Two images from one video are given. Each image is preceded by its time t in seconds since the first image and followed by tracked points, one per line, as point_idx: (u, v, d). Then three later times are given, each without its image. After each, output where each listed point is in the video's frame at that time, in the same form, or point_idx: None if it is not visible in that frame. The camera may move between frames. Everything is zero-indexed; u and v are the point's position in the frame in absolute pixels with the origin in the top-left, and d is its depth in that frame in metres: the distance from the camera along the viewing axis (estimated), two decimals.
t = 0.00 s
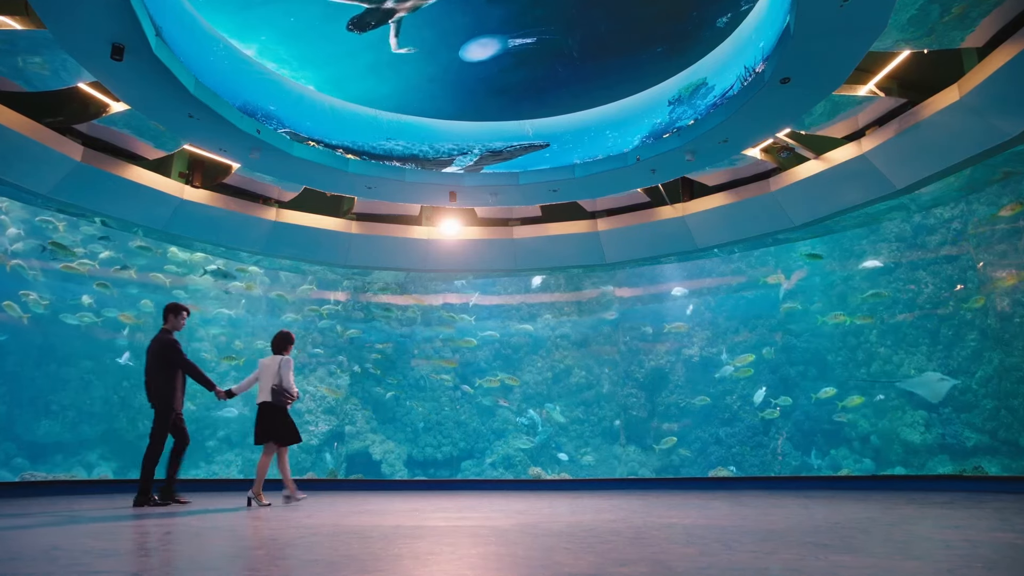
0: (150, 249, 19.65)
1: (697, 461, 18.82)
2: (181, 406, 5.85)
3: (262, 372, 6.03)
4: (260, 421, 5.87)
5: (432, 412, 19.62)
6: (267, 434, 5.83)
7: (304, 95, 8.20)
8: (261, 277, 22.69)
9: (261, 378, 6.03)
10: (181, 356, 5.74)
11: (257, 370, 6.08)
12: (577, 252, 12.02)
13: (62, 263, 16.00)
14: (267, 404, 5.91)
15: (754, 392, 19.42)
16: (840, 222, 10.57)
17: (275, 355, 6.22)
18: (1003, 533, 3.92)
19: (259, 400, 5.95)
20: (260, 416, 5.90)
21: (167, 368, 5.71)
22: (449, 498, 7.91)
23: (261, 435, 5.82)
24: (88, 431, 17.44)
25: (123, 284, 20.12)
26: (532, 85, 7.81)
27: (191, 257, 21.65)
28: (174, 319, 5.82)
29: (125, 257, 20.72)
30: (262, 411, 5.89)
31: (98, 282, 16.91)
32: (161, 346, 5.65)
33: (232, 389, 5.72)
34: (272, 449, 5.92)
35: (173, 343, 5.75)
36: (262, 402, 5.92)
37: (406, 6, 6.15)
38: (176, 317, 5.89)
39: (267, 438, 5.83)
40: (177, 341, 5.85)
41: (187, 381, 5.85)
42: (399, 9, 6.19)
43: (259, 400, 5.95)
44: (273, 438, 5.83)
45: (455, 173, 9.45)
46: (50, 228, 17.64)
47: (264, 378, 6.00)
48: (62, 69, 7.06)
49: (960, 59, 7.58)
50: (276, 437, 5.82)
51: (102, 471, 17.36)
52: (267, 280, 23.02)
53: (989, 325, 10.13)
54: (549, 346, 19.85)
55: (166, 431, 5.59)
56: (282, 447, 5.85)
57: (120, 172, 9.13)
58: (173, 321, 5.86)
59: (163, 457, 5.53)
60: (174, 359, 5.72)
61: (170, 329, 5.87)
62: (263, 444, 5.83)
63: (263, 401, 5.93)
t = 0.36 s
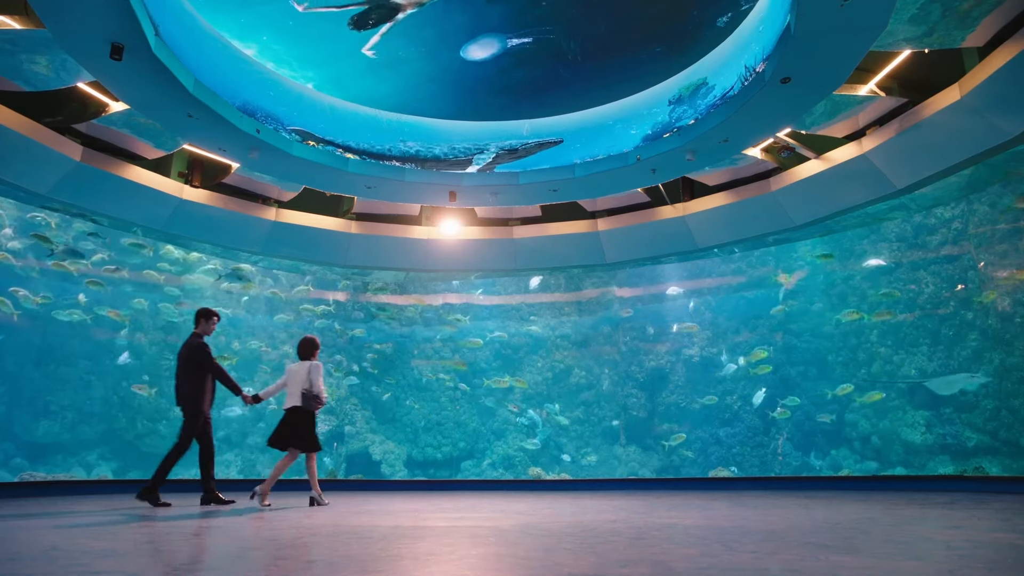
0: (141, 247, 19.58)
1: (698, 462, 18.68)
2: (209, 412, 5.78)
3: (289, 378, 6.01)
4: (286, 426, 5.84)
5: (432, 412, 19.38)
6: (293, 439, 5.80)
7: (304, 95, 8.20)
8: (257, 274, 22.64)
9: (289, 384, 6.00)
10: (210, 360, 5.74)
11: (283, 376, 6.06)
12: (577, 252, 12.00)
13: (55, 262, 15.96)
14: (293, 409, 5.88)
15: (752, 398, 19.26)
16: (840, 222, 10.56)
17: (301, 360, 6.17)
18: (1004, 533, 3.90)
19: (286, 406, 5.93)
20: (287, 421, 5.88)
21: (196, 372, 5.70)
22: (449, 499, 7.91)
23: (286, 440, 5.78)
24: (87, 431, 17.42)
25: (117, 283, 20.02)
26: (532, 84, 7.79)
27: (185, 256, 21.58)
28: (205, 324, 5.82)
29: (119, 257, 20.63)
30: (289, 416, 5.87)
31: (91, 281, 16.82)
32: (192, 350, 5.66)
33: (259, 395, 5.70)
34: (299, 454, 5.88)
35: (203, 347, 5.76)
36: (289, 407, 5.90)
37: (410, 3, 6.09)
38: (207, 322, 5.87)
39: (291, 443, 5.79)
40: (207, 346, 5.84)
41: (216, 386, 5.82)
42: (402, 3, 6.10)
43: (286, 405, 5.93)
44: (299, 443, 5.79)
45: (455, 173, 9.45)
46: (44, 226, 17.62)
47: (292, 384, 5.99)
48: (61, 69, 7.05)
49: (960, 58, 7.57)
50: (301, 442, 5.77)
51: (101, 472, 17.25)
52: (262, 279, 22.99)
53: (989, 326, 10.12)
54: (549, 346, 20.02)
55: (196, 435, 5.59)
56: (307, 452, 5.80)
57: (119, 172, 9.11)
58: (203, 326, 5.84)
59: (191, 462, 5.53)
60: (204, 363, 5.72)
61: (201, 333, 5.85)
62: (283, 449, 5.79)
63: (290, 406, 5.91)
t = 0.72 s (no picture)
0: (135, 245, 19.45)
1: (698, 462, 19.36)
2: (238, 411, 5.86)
3: (314, 376, 6.05)
4: (316, 423, 5.91)
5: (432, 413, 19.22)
6: (322, 435, 5.86)
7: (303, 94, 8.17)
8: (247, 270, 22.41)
9: (314, 382, 6.04)
10: (236, 360, 5.85)
11: (305, 374, 6.10)
12: (577, 252, 11.98)
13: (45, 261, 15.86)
14: (322, 407, 5.95)
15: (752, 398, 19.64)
16: (840, 222, 10.54)
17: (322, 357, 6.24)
18: (1004, 534, 3.89)
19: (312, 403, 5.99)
20: (315, 418, 5.94)
21: (223, 372, 5.82)
22: (447, 499, 7.88)
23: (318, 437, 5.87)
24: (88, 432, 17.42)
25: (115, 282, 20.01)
26: (532, 84, 7.77)
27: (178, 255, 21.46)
28: (232, 324, 5.88)
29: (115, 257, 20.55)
30: (317, 413, 5.93)
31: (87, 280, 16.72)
32: (219, 350, 5.77)
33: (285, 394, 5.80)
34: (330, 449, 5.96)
35: (230, 347, 5.86)
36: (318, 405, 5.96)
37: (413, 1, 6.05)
38: (233, 321, 5.96)
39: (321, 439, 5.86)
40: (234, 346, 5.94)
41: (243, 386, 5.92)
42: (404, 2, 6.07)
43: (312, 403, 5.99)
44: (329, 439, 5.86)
45: (455, 173, 9.44)
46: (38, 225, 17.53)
47: (317, 381, 6.04)
48: (59, 68, 7.03)
49: (961, 58, 7.55)
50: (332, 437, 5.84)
51: (100, 472, 17.14)
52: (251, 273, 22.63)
53: (990, 326, 10.05)
54: (549, 347, 20.45)
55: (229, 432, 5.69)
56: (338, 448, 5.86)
57: (118, 172, 9.09)
58: (230, 325, 5.91)
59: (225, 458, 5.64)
60: (232, 363, 5.84)
61: (228, 333, 5.94)
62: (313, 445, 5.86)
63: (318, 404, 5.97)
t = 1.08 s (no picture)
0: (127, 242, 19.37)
1: (701, 462, 18.63)
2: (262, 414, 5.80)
3: (341, 380, 6.06)
4: (341, 428, 5.92)
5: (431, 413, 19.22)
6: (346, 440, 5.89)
7: (303, 94, 8.16)
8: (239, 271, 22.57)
9: (342, 387, 6.05)
10: (263, 364, 5.77)
11: (330, 379, 6.08)
12: (577, 252, 11.97)
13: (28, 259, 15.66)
14: (350, 411, 6.00)
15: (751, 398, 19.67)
16: (841, 222, 10.54)
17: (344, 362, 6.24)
18: (1006, 535, 3.87)
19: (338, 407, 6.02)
20: (340, 423, 5.96)
21: (250, 375, 5.74)
22: (446, 500, 7.85)
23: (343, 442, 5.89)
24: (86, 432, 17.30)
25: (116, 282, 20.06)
26: (532, 83, 7.75)
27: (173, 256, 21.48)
28: (257, 327, 5.85)
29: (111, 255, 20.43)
30: (345, 418, 5.97)
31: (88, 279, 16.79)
32: (244, 354, 5.70)
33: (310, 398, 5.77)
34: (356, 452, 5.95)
35: (256, 351, 5.79)
36: (346, 409, 6.01)
37: None
38: (258, 325, 5.92)
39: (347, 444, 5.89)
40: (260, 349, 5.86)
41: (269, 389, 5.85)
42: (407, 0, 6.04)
43: (339, 407, 6.01)
44: (356, 444, 5.89)
45: (455, 173, 9.42)
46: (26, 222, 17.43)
47: (346, 385, 6.07)
48: (59, 68, 7.02)
49: (962, 58, 7.54)
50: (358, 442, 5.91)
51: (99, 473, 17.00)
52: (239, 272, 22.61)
53: (991, 327, 9.98)
54: (549, 347, 20.29)
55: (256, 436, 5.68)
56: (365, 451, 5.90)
57: (117, 172, 9.08)
58: (255, 329, 5.88)
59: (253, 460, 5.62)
60: (257, 366, 5.76)
61: (253, 337, 5.90)
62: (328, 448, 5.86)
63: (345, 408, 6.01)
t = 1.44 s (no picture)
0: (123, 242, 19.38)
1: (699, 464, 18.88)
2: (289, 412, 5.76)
3: (376, 377, 6.03)
4: (374, 426, 5.89)
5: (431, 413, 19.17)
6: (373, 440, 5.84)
7: (303, 94, 8.14)
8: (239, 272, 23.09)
9: (375, 384, 6.01)
10: (290, 362, 5.69)
11: (364, 375, 6.03)
12: (577, 252, 11.95)
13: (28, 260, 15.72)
14: (385, 408, 5.99)
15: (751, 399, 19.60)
16: (842, 222, 10.53)
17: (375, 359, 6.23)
18: (1007, 535, 3.84)
19: (373, 404, 5.97)
20: (374, 421, 5.92)
21: (276, 374, 5.66)
22: (447, 500, 7.82)
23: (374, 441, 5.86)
24: (85, 432, 17.03)
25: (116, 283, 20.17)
26: (532, 82, 7.72)
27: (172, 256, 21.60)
28: (280, 325, 5.82)
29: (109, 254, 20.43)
30: (380, 415, 5.93)
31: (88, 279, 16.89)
32: (269, 352, 5.62)
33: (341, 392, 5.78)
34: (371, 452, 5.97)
35: (281, 348, 5.72)
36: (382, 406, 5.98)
37: None
38: (281, 323, 5.90)
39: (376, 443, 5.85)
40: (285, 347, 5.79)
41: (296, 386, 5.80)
42: None
43: (374, 404, 5.97)
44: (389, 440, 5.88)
45: (455, 173, 9.40)
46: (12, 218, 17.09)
47: (382, 382, 6.04)
48: (58, 67, 7.01)
49: (962, 57, 7.52)
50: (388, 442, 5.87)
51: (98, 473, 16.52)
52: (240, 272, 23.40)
53: (992, 327, 9.98)
54: (550, 347, 19.50)
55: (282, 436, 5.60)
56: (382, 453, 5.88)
57: (116, 171, 9.06)
58: (279, 327, 5.86)
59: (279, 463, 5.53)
60: (283, 363, 5.69)
61: (276, 335, 5.86)
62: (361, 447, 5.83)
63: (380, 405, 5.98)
